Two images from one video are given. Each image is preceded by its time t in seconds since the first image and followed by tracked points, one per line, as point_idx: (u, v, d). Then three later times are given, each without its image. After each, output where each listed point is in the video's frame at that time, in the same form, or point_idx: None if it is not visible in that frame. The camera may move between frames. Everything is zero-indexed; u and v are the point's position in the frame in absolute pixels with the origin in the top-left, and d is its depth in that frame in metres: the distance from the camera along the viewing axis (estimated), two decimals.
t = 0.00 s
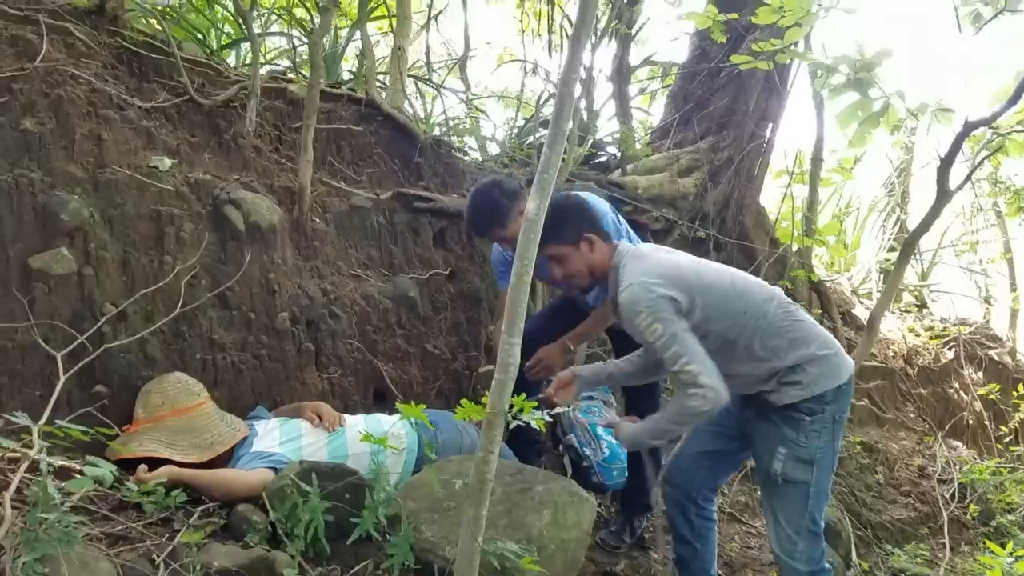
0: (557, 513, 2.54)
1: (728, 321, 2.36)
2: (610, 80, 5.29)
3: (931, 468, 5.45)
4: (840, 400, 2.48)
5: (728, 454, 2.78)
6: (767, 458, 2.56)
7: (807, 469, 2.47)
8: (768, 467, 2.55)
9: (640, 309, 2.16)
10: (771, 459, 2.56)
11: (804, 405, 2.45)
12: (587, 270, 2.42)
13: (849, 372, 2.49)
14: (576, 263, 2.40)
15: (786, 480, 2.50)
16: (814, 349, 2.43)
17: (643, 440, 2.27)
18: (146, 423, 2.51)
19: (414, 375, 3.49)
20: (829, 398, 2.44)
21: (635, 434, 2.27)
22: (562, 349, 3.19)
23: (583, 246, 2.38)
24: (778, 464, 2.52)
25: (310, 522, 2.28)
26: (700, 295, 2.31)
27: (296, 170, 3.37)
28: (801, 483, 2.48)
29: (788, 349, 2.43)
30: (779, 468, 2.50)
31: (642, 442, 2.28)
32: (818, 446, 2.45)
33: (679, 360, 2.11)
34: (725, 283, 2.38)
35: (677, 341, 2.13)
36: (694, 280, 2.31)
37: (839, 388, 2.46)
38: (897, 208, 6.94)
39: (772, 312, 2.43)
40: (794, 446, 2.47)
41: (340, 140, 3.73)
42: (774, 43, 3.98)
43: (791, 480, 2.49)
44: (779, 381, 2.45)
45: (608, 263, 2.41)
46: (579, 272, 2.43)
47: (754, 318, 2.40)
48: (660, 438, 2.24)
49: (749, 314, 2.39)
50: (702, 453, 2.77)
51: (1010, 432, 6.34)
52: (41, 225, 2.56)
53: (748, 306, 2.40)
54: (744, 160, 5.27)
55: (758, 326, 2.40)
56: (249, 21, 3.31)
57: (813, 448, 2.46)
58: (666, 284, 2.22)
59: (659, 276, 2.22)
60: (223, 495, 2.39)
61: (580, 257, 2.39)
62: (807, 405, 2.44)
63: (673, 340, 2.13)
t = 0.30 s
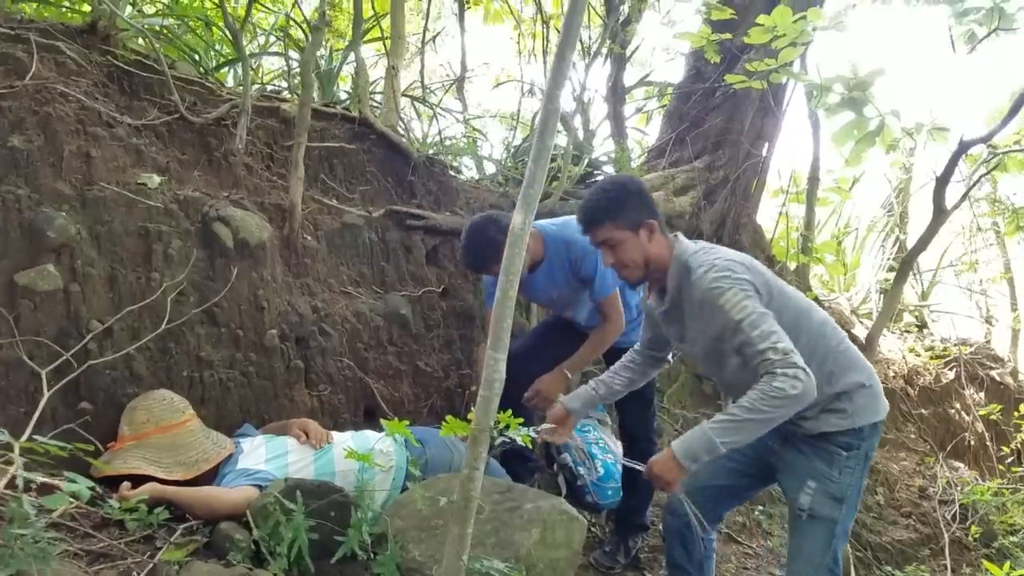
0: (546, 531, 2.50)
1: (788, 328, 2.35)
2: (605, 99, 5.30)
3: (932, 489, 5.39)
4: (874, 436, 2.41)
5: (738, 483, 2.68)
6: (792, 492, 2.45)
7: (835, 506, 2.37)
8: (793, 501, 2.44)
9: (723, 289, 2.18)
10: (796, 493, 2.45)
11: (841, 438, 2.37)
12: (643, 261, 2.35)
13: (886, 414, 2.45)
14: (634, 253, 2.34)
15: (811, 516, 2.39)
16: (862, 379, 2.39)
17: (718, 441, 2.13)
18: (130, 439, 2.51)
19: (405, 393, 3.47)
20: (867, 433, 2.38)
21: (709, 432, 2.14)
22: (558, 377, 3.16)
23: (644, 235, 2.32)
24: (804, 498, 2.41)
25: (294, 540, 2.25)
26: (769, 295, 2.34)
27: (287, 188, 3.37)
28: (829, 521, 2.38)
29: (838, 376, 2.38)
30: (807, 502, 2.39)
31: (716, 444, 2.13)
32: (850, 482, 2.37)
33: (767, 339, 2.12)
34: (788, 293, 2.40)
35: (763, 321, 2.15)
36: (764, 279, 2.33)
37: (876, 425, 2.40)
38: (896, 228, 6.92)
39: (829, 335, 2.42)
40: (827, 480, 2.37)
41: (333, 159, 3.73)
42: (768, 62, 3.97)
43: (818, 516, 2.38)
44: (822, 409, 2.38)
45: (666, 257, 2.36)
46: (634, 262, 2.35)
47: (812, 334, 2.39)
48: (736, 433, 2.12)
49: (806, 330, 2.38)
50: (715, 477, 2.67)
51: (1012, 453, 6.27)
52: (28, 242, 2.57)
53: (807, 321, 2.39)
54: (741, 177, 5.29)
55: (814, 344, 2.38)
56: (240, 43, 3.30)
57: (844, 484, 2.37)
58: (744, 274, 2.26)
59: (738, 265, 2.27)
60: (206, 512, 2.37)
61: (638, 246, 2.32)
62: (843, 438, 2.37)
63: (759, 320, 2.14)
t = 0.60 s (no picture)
0: (538, 528, 2.49)
1: (808, 324, 2.29)
2: (601, 98, 5.28)
3: (929, 490, 5.37)
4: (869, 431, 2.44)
5: (728, 484, 2.63)
6: (798, 492, 2.41)
7: (843, 504, 2.37)
8: (800, 502, 2.40)
9: (740, 279, 2.10)
10: (801, 492, 2.41)
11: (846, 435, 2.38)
12: (657, 249, 2.27)
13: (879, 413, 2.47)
14: (649, 242, 2.25)
15: (822, 515, 2.37)
16: (865, 374, 2.40)
17: (640, 441, 1.92)
18: (119, 436, 2.52)
19: (398, 391, 3.46)
20: (868, 428, 2.41)
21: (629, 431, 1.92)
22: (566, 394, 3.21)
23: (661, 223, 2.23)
24: (812, 498, 2.38)
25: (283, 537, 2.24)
26: (792, 288, 2.28)
27: (281, 185, 3.36)
28: (838, 518, 2.37)
29: (846, 372, 2.37)
30: (817, 501, 2.37)
31: (638, 444, 1.92)
32: (855, 478, 2.39)
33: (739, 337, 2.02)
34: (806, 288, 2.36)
35: (760, 317, 2.07)
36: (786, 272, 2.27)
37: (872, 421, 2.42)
38: (894, 229, 6.90)
39: (839, 332, 2.40)
40: (836, 478, 2.37)
41: (327, 156, 3.71)
42: (764, 61, 3.94)
43: (828, 515, 2.37)
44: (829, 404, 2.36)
45: (683, 245, 2.30)
46: (648, 251, 2.27)
47: (827, 330, 2.35)
48: (660, 433, 1.93)
49: (824, 326, 2.34)
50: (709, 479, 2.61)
51: (1010, 453, 6.30)
52: (18, 237, 2.58)
53: (824, 317, 2.35)
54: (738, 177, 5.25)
55: (829, 340, 2.35)
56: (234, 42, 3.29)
57: (850, 481, 2.38)
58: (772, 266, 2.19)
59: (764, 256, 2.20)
60: (195, 508, 2.36)
61: (653, 234, 2.23)
62: (850, 434, 2.38)
63: (756, 315, 2.06)
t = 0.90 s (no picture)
0: (536, 525, 2.47)
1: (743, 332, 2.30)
2: (601, 97, 5.26)
3: (932, 490, 5.34)
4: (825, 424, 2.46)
5: (699, 490, 2.63)
6: (753, 473, 2.38)
7: (797, 489, 2.36)
8: (753, 482, 2.37)
9: (673, 295, 2.09)
10: (755, 474, 2.38)
11: (803, 423, 2.39)
12: (602, 268, 2.23)
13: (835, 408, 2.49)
14: (594, 260, 2.21)
15: (774, 498, 2.34)
16: (819, 371, 2.42)
17: (546, 456, 1.86)
18: (115, 433, 2.52)
19: (397, 389, 3.45)
20: (825, 422, 2.44)
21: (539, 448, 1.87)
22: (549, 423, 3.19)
23: (604, 240, 2.20)
24: (767, 480, 2.35)
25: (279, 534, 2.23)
26: (733, 297, 2.28)
27: (278, 182, 3.35)
28: (788, 503, 2.35)
29: (798, 370, 2.38)
30: (772, 483, 2.34)
31: (545, 460, 1.86)
32: (808, 466, 2.40)
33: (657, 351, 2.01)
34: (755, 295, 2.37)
35: (685, 334, 2.06)
36: (728, 283, 2.27)
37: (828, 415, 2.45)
38: (896, 229, 6.90)
39: (789, 334, 2.41)
40: (791, 462, 2.36)
41: (325, 154, 3.70)
42: (766, 60, 3.91)
43: (781, 498, 2.34)
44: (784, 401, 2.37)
45: (629, 263, 2.27)
46: (593, 270, 2.23)
47: (776, 335, 2.36)
48: (563, 450, 1.89)
49: (772, 330, 2.35)
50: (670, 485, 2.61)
51: (1013, 453, 6.27)
52: (14, 234, 2.58)
53: (771, 321, 2.36)
54: (738, 176, 5.28)
55: (777, 343, 2.36)
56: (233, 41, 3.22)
57: (805, 466, 2.38)
58: (708, 278, 2.19)
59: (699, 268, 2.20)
60: (192, 505, 2.35)
61: (597, 252, 2.20)
62: (807, 422, 2.39)
63: (680, 329, 2.05)
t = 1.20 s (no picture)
0: (543, 521, 2.44)
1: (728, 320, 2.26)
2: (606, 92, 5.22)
3: (938, 488, 5.30)
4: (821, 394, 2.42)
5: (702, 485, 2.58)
6: (739, 416, 2.33)
7: (781, 440, 2.30)
8: (737, 423, 2.31)
9: (652, 286, 2.05)
10: (741, 418, 2.32)
11: (797, 386, 2.34)
12: (574, 270, 2.20)
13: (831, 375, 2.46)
14: (563, 263, 2.17)
15: (755, 440, 2.28)
16: (808, 343, 2.39)
17: (534, 460, 1.82)
18: (117, 427, 2.49)
19: (401, 384, 3.41)
20: (821, 390, 2.39)
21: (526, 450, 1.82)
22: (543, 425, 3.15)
23: (572, 241, 2.16)
24: (753, 425, 2.29)
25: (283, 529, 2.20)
26: (711, 284, 2.24)
27: (282, 176, 3.31)
28: (768, 450, 2.29)
29: (789, 345, 2.36)
30: (756, 425, 2.28)
31: (532, 464, 1.82)
32: (798, 424, 2.33)
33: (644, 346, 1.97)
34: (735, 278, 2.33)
35: (669, 327, 2.03)
36: (705, 270, 2.23)
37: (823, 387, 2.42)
38: (901, 227, 6.85)
39: (774, 311, 2.38)
40: (781, 413, 2.30)
41: (329, 148, 3.67)
42: (773, 55, 3.87)
43: (763, 442, 2.28)
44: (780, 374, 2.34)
45: (602, 260, 2.22)
46: (566, 274, 2.19)
47: (762, 315, 2.33)
48: (553, 453, 1.85)
49: (756, 310, 2.32)
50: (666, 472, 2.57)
51: (1019, 453, 6.22)
52: (15, 226, 2.55)
53: (754, 301, 2.34)
54: (745, 171, 5.23)
55: (763, 323, 2.33)
56: (237, 35, 3.16)
57: (795, 423, 2.32)
58: (682, 267, 2.16)
59: (673, 258, 2.16)
60: (195, 500, 2.32)
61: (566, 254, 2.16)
62: (803, 385, 2.34)
63: (665, 322, 2.01)
